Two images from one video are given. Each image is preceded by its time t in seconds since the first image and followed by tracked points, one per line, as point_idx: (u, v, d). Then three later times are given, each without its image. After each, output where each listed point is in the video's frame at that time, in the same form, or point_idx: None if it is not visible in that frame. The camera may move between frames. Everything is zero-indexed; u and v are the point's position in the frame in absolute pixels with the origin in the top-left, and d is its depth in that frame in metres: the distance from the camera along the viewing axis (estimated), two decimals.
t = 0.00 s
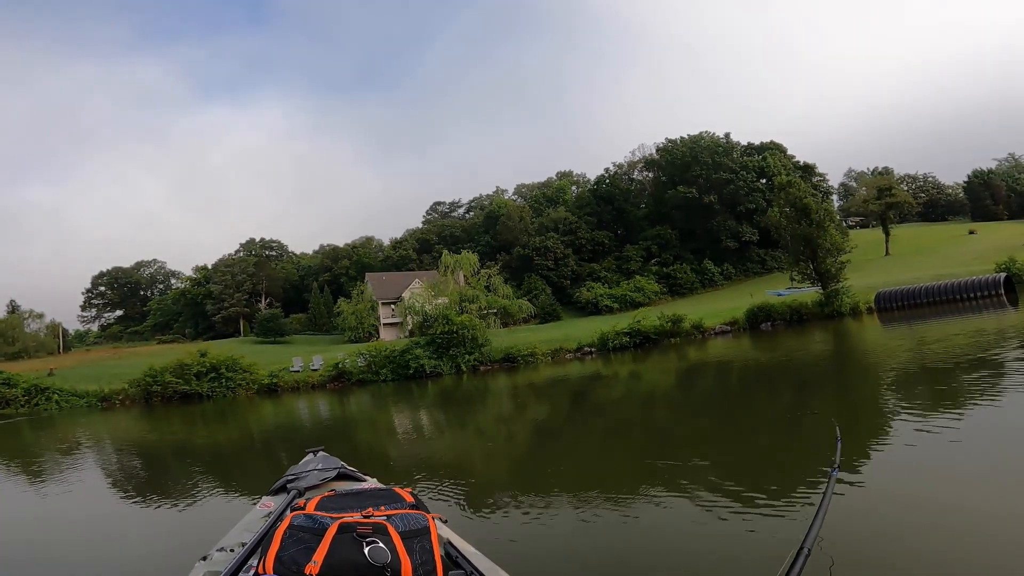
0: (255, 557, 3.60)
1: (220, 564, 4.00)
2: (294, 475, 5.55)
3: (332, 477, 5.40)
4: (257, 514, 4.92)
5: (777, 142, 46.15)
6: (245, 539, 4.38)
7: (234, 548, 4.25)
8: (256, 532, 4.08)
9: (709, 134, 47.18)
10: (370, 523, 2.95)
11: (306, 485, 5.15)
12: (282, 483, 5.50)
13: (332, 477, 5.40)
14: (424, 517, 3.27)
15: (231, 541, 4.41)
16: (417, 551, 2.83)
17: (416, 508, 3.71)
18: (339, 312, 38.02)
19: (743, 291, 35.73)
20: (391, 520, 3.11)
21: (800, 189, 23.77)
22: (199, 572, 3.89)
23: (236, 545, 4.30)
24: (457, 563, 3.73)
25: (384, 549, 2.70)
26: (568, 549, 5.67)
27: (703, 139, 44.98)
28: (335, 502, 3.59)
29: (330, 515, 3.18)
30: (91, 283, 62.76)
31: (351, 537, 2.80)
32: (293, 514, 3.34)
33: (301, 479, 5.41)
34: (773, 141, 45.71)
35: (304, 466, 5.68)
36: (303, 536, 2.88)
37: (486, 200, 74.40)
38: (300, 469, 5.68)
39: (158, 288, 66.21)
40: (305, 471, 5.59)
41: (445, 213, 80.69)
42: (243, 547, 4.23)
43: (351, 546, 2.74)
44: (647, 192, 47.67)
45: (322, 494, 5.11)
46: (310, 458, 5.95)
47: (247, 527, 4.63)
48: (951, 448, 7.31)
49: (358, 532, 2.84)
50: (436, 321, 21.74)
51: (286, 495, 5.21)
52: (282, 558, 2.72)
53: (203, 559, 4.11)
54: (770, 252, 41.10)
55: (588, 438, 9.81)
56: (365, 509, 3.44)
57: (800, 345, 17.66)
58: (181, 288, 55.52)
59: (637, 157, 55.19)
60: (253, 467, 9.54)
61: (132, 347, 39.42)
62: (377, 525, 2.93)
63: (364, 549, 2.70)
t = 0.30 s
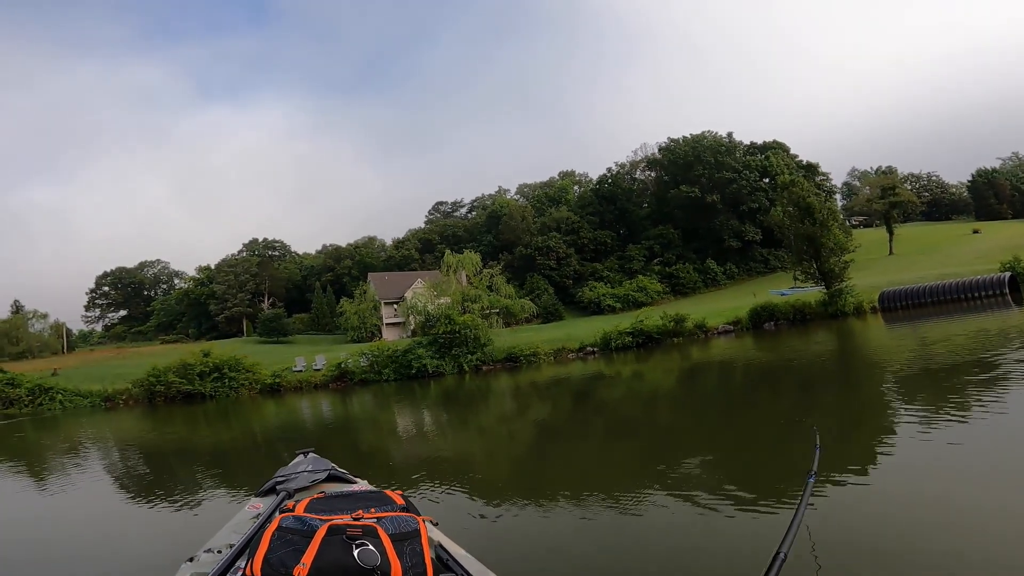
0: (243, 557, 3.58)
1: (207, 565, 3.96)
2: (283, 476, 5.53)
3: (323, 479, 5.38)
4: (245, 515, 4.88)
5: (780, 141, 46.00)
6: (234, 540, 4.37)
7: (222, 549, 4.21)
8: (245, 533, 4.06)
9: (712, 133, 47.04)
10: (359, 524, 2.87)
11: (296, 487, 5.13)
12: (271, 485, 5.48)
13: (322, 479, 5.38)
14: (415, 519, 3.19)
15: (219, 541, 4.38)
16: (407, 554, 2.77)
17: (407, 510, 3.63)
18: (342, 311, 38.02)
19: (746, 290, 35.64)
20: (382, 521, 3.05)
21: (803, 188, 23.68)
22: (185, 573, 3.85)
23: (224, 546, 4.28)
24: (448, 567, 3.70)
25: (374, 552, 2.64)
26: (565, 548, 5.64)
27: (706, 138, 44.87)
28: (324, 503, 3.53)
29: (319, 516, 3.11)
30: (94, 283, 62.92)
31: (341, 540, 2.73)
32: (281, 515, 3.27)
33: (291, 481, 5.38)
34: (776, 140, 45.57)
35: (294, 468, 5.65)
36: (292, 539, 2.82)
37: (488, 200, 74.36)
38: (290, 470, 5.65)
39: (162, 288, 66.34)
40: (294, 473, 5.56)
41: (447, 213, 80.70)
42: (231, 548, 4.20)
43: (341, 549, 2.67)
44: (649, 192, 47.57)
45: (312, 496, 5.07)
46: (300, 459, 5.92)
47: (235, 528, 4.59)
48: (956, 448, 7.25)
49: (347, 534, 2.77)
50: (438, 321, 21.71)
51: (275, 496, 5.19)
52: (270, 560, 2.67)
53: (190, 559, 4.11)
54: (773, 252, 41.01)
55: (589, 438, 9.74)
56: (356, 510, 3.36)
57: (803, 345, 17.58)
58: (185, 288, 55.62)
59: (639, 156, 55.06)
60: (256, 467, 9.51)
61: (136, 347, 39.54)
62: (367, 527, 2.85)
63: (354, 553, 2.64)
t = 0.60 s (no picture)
0: (240, 560, 3.59)
1: (203, 568, 3.97)
2: (277, 478, 5.55)
3: (318, 481, 5.39)
4: (240, 517, 4.89)
5: (784, 140, 45.82)
6: (229, 542, 4.38)
7: (218, 552, 4.23)
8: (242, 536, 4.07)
9: (715, 132, 46.89)
10: (356, 525, 2.85)
11: (291, 489, 5.14)
12: (266, 486, 5.50)
13: (316, 481, 5.39)
14: (412, 519, 3.17)
15: (213, 544, 4.39)
16: (405, 554, 2.74)
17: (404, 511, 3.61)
18: (346, 311, 38.08)
19: (751, 290, 35.55)
20: (379, 522, 3.03)
21: (809, 187, 23.57)
22: None
23: (220, 548, 4.30)
24: (446, 567, 3.68)
25: (372, 552, 2.61)
26: (567, 549, 5.63)
27: (710, 137, 44.76)
28: (320, 504, 3.49)
29: (316, 518, 3.08)
30: (100, 283, 63.27)
31: (338, 540, 2.70)
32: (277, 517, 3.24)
33: (285, 482, 5.40)
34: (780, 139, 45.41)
35: (288, 470, 5.68)
36: (289, 540, 2.80)
37: (492, 199, 74.39)
38: (284, 472, 5.68)
39: (167, 289, 66.65)
40: (289, 475, 5.58)
41: (451, 213, 80.75)
42: (227, 552, 4.21)
43: (338, 549, 2.64)
44: (653, 191, 47.47)
45: (307, 498, 5.08)
46: (294, 461, 5.95)
47: (231, 530, 4.60)
48: (960, 447, 7.21)
49: (344, 535, 2.75)
50: (442, 320, 21.72)
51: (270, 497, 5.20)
52: (267, 562, 2.64)
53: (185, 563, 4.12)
54: (778, 251, 40.88)
55: (594, 438, 9.69)
56: (352, 511, 3.34)
57: (808, 344, 17.52)
58: (190, 288, 55.86)
59: (643, 155, 54.92)
60: (261, 467, 9.54)
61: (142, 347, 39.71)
62: (364, 528, 2.83)
63: (351, 553, 2.60)
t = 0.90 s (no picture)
0: (238, 562, 3.60)
1: (203, 569, 3.99)
2: (274, 479, 5.58)
3: (314, 481, 5.41)
4: (238, 518, 4.93)
5: (791, 138, 45.54)
6: (228, 544, 4.42)
7: (217, 553, 4.26)
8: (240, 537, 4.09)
9: (722, 130, 46.65)
10: (354, 524, 2.86)
11: (288, 488, 5.16)
12: (263, 487, 5.53)
13: (313, 481, 5.41)
14: (410, 517, 3.18)
15: (212, 546, 4.42)
16: (403, 552, 2.76)
17: (402, 509, 3.62)
18: (353, 311, 38.19)
19: (758, 288, 35.41)
20: (376, 521, 3.04)
21: (816, 185, 23.43)
22: None
23: (219, 550, 4.33)
24: (445, 564, 3.72)
25: (370, 551, 2.61)
26: (571, 548, 5.64)
27: (716, 136, 44.56)
28: (318, 504, 3.49)
29: (313, 518, 3.09)
30: (110, 284, 63.80)
31: (336, 540, 2.71)
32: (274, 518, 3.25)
33: (282, 482, 5.43)
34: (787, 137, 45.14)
35: (284, 471, 5.71)
36: (287, 540, 2.80)
37: (497, 199, 74.41)
38: (281, 472, 5.72)
39: (176, 289, 67.07)
40: (285, 476, 5.60)
41: (457, 212, 80.82)
42: (226, 552, 4.25)
43: (337, 549, 2.64)
44: (659, 190, 47.31)
45: (303, 498, 5.10)
46: (289, 462, 5.98)
47: (228, 532, 4.64)
48: (969, 448, 7.12)
49: (343, 534, 2.75)
50: (448, 320, 21.74)
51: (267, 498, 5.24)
52: (266, 563, 2.64)
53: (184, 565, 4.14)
54: (786, 249, 40.68)
55: (599, 438, 9.67)
56: (349, 510, 3.33)
57: (816, 343, 17.42)
58: (198, 288, 56.21)
59: (649, 154, 54.70)
60: (271, 466, 9.62)
61: (151, 347, 39.96)
62: (361, 527, 2.84)
63: (350, 552, 2.60)
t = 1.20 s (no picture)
0: (238, 565, 3.60)
1: (202, 572, 4.03)
2: (272, 481, 5.59)
3: (313, 482, 5.43)
4: (236, 520, 4.96)
5: (801, 136, 45.21)
6: (226, 547, 4.46)
7: (215, 556, 4.29)
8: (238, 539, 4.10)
9: (730, 129, 46.38)
10: (353, 525, 2.86)
11: (286, 490, 5.17)
12: (262, 489, 5.56)
13: (312, 482, 5.42)
14: (409, 518, 3.19)
15: (211, 548, 4.46)
16: (403, 552, 2.75)
17: (401, 510, 3.61)
18: (362, 311, 38.32)
19: (768, 287, 35.18)
20: (376, 522, 3.04)
21: (827, 183, 23.24)
22: None
23: (218, 553, 4.36)
24: (444, 564, 3.72)
25: (371, 551, 2.60)
26: (581, 548, 5.62)
27: (725, 134, 44.31)
28: (318, 506, 3.46)
29: (313, 520, 3.07)
30: (123, 285, 64.50)
31: (336, 541, 2.70)
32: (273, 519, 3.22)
33: (281, 484, 5.45)
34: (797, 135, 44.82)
35: (283, 472, 5.74)
36: (287, 541, 2.78)
37: (505, 199, 74.43)
38: (279, 474, 5.74)
39: (188, 291, 67.64)
40: (284, 478, 5.62)
41: (465, 213, 80.91)
42: (225, 555, 4.28)
43: (337, 550, 2.63)
44: (667, 189, 47.12)
45: (302, 499, 5.13)
46: (287, 464, 6.00)
47: (228, 534, 4.67)
48: (983, 447, 7.04)
49: (343, 535, 2.75)
50: (457, 320, 21.78)
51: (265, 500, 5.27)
52: (266, 563, 2.61)
53: (184, 567, 4.16)
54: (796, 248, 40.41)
55: (609, 438, 9.65)
56: (349, 511, 3.32)
57: (828, 343, 17.27)
58: (209, 290, 56.68)
59: (657, 153, 54.47)
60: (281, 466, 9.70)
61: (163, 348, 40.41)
62: (361, 528, 2.84)
63: (350, 553, 2.59)
